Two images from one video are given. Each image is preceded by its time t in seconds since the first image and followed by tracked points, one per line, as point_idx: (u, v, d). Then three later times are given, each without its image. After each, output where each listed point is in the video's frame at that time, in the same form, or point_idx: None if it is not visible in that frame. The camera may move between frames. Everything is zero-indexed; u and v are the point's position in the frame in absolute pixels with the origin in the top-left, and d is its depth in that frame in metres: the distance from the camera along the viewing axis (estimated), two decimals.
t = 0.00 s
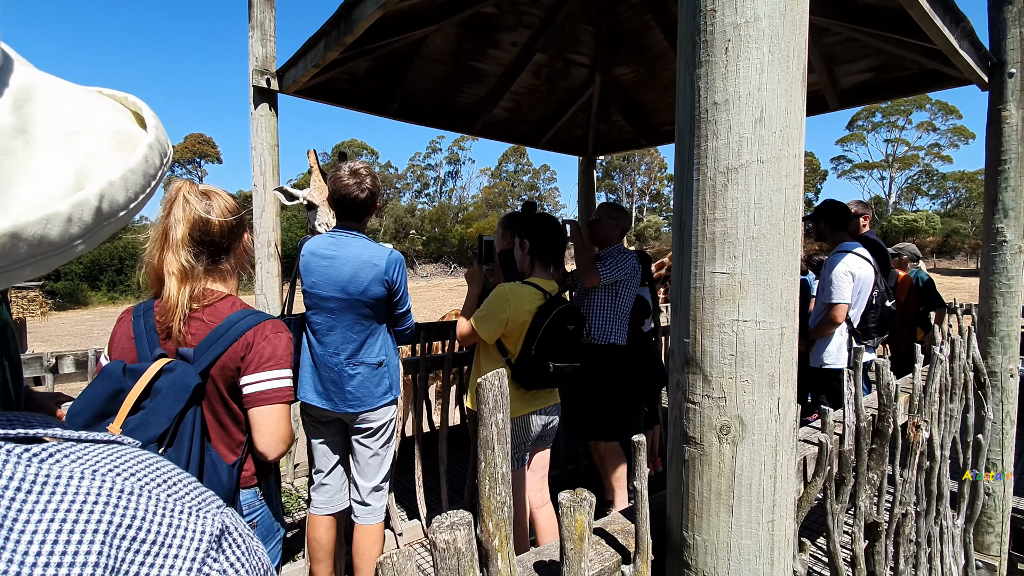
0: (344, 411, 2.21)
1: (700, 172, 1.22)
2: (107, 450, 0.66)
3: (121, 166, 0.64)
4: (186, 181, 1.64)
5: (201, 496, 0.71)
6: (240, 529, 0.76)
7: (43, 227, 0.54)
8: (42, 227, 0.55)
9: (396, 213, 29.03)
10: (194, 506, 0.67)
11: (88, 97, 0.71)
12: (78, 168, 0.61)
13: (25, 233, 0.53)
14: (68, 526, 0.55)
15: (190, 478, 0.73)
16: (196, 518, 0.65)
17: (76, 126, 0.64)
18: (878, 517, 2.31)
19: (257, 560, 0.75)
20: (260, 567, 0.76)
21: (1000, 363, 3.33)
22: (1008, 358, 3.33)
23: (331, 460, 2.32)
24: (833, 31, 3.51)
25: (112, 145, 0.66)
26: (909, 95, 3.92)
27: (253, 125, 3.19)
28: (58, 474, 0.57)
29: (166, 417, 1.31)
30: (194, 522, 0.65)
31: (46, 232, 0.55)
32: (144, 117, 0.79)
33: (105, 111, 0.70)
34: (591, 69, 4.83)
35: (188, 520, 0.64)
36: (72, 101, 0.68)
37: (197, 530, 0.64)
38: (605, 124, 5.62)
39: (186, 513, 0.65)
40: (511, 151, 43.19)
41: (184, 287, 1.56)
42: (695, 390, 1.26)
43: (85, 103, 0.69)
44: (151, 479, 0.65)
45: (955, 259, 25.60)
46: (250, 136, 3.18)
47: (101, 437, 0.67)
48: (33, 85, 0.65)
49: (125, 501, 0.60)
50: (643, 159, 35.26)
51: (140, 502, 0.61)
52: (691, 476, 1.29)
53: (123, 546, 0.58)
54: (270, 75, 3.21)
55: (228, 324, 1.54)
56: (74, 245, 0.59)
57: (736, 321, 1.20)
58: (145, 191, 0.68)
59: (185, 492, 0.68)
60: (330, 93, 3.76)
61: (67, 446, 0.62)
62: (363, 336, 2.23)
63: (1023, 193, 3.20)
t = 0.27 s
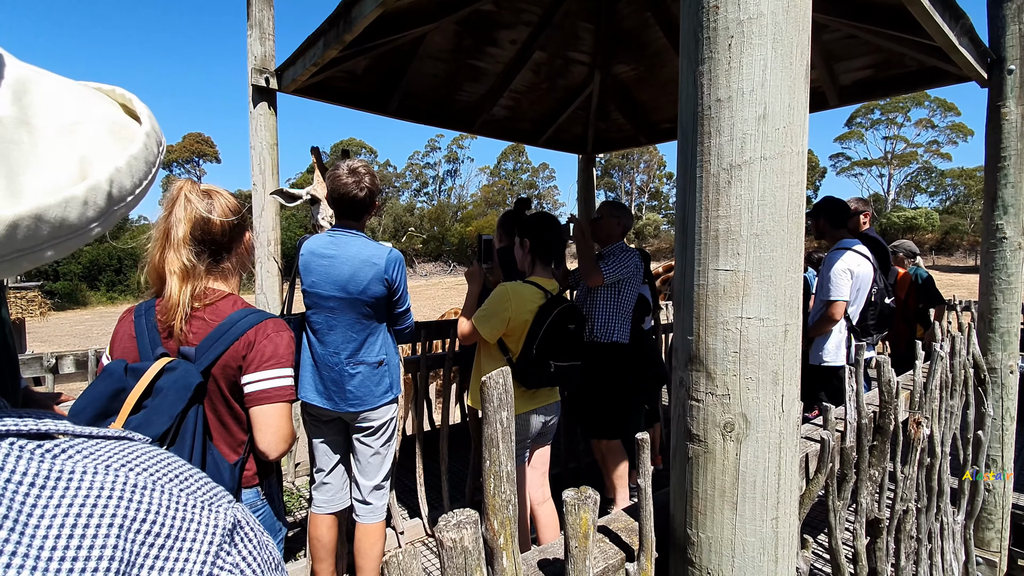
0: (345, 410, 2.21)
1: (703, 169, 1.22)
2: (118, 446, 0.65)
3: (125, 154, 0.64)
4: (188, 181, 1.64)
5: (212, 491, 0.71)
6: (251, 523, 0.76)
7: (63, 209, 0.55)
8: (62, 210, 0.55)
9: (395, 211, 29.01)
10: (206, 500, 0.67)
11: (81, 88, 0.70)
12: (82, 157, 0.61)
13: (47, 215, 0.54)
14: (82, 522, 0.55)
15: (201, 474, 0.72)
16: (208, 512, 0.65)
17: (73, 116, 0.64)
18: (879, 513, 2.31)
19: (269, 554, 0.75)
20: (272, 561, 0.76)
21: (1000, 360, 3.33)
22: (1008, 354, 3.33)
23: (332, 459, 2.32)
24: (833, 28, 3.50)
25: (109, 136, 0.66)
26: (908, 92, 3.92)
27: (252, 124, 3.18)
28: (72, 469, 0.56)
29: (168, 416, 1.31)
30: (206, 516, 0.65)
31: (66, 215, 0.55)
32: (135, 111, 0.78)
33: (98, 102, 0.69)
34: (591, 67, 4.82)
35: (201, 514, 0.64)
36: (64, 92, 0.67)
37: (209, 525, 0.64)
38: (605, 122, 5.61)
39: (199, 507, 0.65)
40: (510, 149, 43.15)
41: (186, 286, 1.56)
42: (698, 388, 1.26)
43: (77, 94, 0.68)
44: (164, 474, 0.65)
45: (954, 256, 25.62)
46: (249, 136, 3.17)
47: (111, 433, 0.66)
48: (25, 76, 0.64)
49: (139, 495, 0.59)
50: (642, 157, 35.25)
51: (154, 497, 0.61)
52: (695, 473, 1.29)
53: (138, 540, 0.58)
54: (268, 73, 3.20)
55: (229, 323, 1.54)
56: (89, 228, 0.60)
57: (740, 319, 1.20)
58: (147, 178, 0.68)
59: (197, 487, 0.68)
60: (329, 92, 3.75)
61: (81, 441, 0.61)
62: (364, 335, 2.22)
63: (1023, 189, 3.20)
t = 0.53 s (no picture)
0: (346, 409, 2.21)
1: (706, 168, 1.22)
2: (124, 443, 0.65)
3: (126, 149, 0.64)
4: (189, 180, 1.64)
5: (219, 488, 0.70)
6: (258, 520, 0.75)
7: (66, 207, 0.55)
8: (64, 207, 0.55)
9: (394, 210, 28.99)
10: (213, 497, 0.67)
11: (80, 84, 0.69)
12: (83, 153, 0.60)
13: (49, 213, 0.54)
14: (90, 518, 0.55)
15: (207, 471, 0.72)
16: (215, 508, 0.65)
17: (73, 113, 0.63)
18: (880, 511, 2.31)
19: (276, 551, 0.75)
20: (279, 559, 0.75)
21: (1000, 358, 3.34)
22: (1007, 352, 3.33)
23: (333, 458, 2.33)
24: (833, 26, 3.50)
25: (109, 134, 0.65)
26: (909, 90, 3.91)
27: (251, 122, 3.17)
28: (79, 466, 0.56)
29: (168, 416, 1.30)
30: (213, 512, 0.64)
31: (68, 213, 0.55)
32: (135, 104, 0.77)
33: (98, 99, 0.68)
34: (591, 65, 4.81)
35: (208, 511, 0.64)
36: (62, 87, 0.66)
37: (216, 521, 0.64)
38: (605, 121, 5.61)
39: (207, 504, 0.65)
40: (509, 148, 43.11)
41: (187, 285, 1.55)
42: (701, 387, 1.26)
43: (77, 91, 0.67)
44: (170, 471, 0.64)
45: (953, 254, 25.63)
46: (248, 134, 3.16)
47: (117, 431, 0.66)
48: (23, 73, 0.63)
49: (147, 492, 0.59)
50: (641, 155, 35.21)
51: (161, 494, 0.61)
52: (698, 471, 1.29)
53: (146, 536, 0.58)
54: (268, 72, 3.19)
55: (230, 322, 1.54)
56: (92, 226, 0.59)
57: (743, 317, 1.20)
58: (149, 174, 0.68)
59: (203, 483, 0.67)
60: (329, 90, 3.74)
61: (87, 439, 0.61)
62: (363, 334, 2.22)
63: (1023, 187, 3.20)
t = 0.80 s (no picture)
0: (344, 405, 2.21)
1: (710, 164, 1.22)
2: (129, 436, 0.65)
3: (130, 143, 0.63)
4: (189, 177, 1.64)
5: (223, 482, 0.70)
6: (263, 514, 0.75)
7: (67, 201, 0.54)
8: (65, 201, 0.54)
9: (394, 208, 28.96)
10: (217, 491, 0.66)
11: (83, 77, 0.69)
12: (86, 146, 0.59)
13: (50, 206, 0.53)
14: (94, 511, 0.54)
15: (212, 464, 0.72)
16: (220, 502, 0.65)
17: (76, 106, 0.62)
18: (880, 509, 2.32)
19: (281, 545, 0.74)
20: (283, 552, 0.75)
21: (999, 356, 3.34)
22: (1007, 351, 3.33)
23: (332, 455, 2.33)
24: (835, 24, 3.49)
25: (112, 127, 0.64)
26: (910, 89, 3.91)
27: (251, 119, 3.17)
28: (83, 459, 0.56)
29: (168, 413, 1.31)
30: (218, 506, 0.64)
31: (70, 207, 0.54)
32: (141, 97, 0.77)
33: (102, 92, 0.67)
34: (591, 63, 4.81)
35: (212, 504, 0.64)
36: (66, 80, 0.66)
37: (221, 514, 0.64)
38: (605, 118, 5.60)
39: (211, 497, 0.64)
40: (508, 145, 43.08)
41: (185, 281, 1.55)
42: (704, 383, 1.26)
43: (81, 85, 0.67)
44: (175, 464, 0.64)
45: (953, 253, 25.64)
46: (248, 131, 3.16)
47: (121, 423, 0.66)
48: (27, 65, 0.62)
49: (151, 485, 0.59)
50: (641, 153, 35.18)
51: (166, 487, 0.60)
52: (701, 468, 1.29)
53: (150, 529, 0.57)
54: (268, 68, 3.18)
55: (229, 319, 1.53)
56: (94, 220, 0.58)
57: (747, 314, 1.20)
58: (152, 168, 0.67)
59: (207, 477, 0.67)
60: (328, 87, 3.73)
61: (90, 432, 0.61)
62: (361, 330, 2.22)
63: None
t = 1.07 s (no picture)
0: (337, 402, 2.21)
1: (714, 162, 1.21)
2: (123, 436, 0.64)
3: (126, 135, 0.63)
4: (186, 173, 1.63)
5: (220, 483, 0.69)
6: (260, 515, 0.73)
7: (57, 198, 0.54)
8: (56, 197, 0.54)
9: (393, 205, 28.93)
10: (214, 492, 0.65)
11: (79, 64, 0.68)
12: (80, 140, 0.59)
13: (39, 203, 0.53)
14: (86, 513, 0.53)
15: (208, 465, 0.71)
16: (216, 503, 0.64)
17: (71, 95, 0.61)
18: (880, 508, 2.32)
19: (278, 547, 0.73)
20: (280, 555, 0.74)
21: (999, 355, 3.34)
22: (1007, 350, 3.33)
23: (330, 452, 2.32)
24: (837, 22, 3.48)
25: (109, 118, 0.64)
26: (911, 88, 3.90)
27: (251, 115, 3.15)
28: (75, 459, 0.55)
29: (164, 409, 1.29)
30: (214, 507, 0.63)
31: (60, 203, 0.54)
32: (137, 86, 0.76)
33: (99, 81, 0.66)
34: (592, 60, 4.79)
35: (208, 505, 0.63)
36: (61, 69, 0.65)
37: (217, 516, 0.63)
38: (605, 116, 5.58)
39: (207, 498, 0.63)
40: (508, 143, 43.04)
41: (183, 278, 1.55)
42: (707, 382, 1.26)
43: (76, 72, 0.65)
44: (170, 465, 0.63)
45: (952, 252, 25.61)
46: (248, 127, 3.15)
47: (116, 423, 0.65)
48: (21, 52, 0.61)
49: (145, 486, 0.58)
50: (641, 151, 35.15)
51: (160, 488, 0.59)
52: (703, 468, 1.29)
53: (143, 532, 0.56)
54: (268, 64, 3.17)
55: (227, 316, 1.53)
56: (85, 216, 0.58)
57: (751, 313, 1.19)
58: (147, 161, 0.67)
59: (203, 478, 0.66)
60: (328, 83, 3.72)
61: (84, 432, 0.60)
62: (356, 327, 2.21)
63: None
